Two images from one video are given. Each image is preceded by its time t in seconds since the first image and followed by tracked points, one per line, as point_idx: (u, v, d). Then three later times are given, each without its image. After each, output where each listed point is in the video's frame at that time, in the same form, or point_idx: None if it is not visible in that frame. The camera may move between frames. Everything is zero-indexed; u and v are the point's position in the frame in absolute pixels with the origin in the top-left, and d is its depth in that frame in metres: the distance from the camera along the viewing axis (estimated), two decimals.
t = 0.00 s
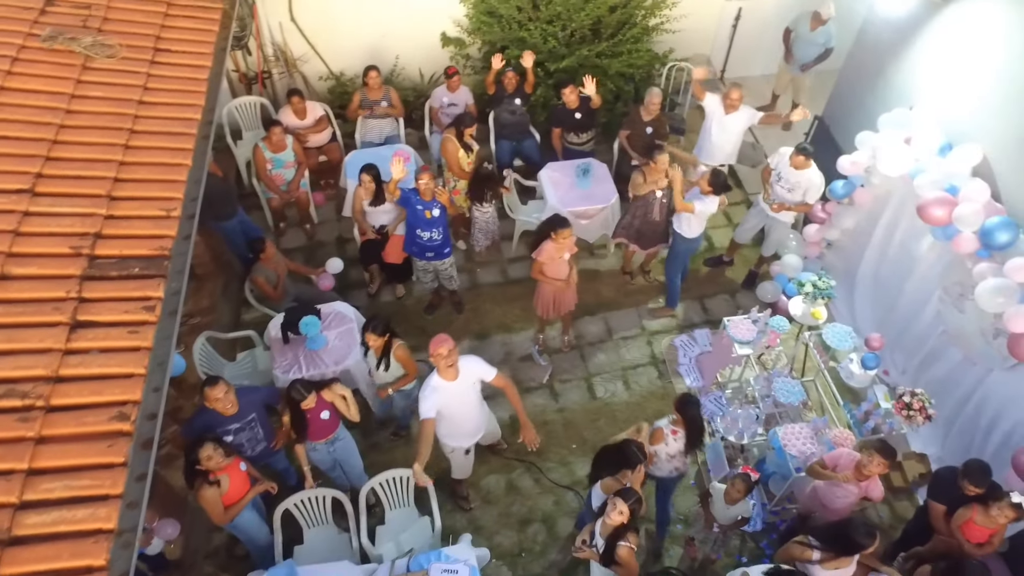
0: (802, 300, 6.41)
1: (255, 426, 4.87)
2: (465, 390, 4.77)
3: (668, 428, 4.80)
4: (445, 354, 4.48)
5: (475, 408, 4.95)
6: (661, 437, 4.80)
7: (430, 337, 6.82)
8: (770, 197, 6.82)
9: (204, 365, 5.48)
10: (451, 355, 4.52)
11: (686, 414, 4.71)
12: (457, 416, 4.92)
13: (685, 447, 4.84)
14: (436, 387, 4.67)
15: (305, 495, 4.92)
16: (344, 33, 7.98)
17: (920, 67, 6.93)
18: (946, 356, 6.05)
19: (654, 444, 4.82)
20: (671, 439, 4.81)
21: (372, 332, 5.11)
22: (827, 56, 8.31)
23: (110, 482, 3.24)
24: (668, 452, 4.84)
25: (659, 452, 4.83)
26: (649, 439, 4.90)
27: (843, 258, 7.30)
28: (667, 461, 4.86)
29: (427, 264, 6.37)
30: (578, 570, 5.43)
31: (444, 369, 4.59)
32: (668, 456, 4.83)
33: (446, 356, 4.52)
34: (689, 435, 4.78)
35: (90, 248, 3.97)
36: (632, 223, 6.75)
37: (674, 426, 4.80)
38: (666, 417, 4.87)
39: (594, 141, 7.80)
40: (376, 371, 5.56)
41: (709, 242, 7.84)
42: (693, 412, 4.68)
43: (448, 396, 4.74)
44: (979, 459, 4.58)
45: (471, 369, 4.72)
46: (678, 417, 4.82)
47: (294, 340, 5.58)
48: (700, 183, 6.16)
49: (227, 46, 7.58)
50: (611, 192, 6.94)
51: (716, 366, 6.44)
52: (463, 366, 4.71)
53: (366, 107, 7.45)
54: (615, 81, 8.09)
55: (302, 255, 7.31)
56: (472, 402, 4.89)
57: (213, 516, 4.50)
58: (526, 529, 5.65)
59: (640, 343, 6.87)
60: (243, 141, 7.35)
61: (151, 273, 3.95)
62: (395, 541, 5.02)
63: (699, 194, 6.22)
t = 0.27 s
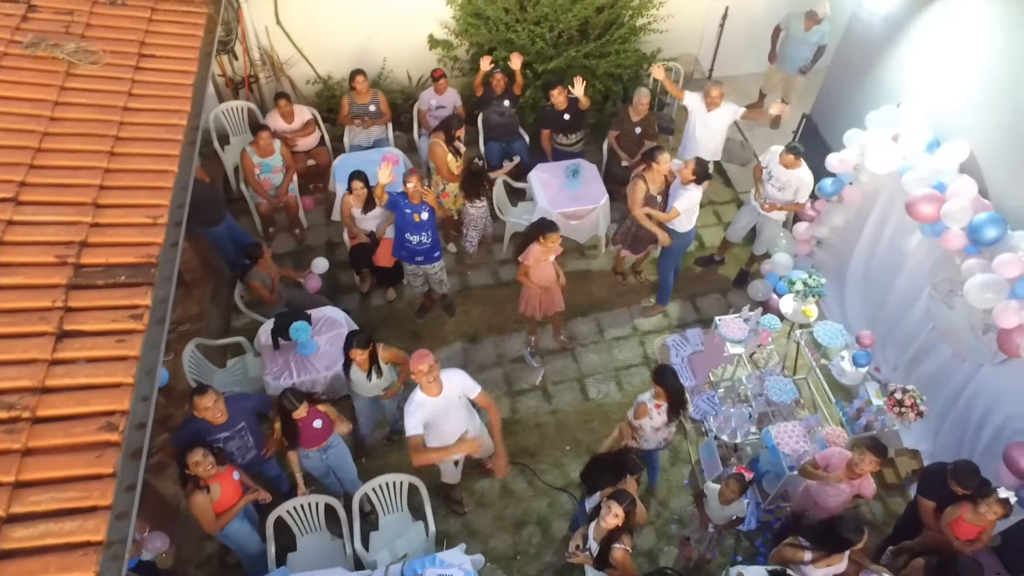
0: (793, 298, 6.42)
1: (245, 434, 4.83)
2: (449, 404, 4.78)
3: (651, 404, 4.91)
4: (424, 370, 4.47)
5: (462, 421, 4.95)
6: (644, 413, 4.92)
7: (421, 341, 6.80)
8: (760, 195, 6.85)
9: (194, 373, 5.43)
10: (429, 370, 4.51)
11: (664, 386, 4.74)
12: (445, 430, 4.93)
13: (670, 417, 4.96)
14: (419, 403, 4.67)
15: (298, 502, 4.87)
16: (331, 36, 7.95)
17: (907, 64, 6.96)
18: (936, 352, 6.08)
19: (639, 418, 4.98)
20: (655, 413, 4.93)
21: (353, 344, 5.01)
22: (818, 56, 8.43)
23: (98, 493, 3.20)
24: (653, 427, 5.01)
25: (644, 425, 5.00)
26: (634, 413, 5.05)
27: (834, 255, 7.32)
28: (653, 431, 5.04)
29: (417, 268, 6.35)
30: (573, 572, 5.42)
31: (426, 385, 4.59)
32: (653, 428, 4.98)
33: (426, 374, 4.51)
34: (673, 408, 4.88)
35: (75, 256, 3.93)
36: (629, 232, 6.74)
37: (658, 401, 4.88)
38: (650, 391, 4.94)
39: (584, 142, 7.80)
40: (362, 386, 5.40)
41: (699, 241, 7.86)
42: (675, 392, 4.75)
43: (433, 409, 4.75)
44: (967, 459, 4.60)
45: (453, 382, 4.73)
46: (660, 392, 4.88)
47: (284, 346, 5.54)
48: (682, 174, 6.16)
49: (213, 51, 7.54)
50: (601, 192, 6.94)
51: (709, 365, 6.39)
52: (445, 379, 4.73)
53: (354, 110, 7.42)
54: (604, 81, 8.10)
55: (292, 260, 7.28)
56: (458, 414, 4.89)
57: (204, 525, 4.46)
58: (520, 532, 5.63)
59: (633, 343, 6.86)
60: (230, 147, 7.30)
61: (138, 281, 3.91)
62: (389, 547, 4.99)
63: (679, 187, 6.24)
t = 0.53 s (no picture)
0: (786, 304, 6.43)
1: (236, 447, 4.79)
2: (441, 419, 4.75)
3: (635, 390, 5.11)
4: (419, 386, 4.45)
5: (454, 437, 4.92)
6: (630, 400, 5.11)
7: (414, 350, 6.78)
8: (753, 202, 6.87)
9: (185, 386, 5.38)
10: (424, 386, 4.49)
11: (641, 369, 4.90)
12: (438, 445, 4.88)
13: (653, 400, 5.16)
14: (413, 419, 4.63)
15: (291, 515, 4.82)
16: (322, 46, 7.95)
17: (894, 70, 7.01)
18: (929, 355, 6.09)
19: (625, 406, 5.17)
20: (639, 398, 5.13)
21: (336, 362, 4.98)
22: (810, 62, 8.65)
23: (86, 509, 3.16)
24: (640, 412, 5.20)
25: (631, 412, 5.18)
26: (620, 402, 5.23)
27: (825, 259, 7.34)
28: (640, 416, 5.24)
29: (409, 277, 6.33)
30: None
31: (419, 401, 4.56)
32: (639, 413, 5.18)
33: (420, 389, 4.48)
34: (653, 391, 5.07)
35: (64, 269, 3.90)
36: (637, 240, 6.64)
37: (639, 386, 5.07)
38: (631, 379, 5.13)
39: (575, 149, 7.81)
40: (343, 407, 5.33)
41: (691, 247, 7.87)
42: (653, 373, 4.93)
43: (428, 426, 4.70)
44: (961, 460, 4.60)
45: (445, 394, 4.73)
46: (639, 377, 5.05)
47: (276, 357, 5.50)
48: (661, 176, 6.08)
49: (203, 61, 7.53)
50: (592, 199, 6.95)
51: (703, 373, 6.21)
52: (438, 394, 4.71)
53: (345, 120, 7.42)
54: (594, 89, 8.12)
55: (284, 270, 7.26)
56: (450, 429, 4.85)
57: (197, 539, 4.42)
58: (515, 542, 5.60)
59: (626, 350, 6.86)
60: (221, 157, 7.28)
61: (127, 294, 3.87)
62: (383, 559, 4.96)
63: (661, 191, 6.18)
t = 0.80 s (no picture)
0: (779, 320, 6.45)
1: (227, 469, 4.75)
2: (437, 439, 4.69)
3: (621, 386, 5.07)
4: (418, 413, 4.36)
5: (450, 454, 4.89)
6: (618, 396, 5.07)
7: (408, 369, 6.76)
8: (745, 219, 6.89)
9: (177, 408, 5.33)
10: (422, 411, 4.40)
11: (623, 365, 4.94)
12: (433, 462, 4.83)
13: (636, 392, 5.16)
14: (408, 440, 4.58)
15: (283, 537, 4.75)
16: (315, 66, 8.00)
17: (883, 87, 7.08)
18: (922, 370, 6.09)
19: (614, 404, 5.12)
20: (626, 391, 5.10)
21: (314, 391, 4.80)
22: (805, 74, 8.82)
23: (73, 535, 3.11)
24: (628, 407, 5.16)
25: (619, 409, 5.16)
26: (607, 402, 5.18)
27: (818, 275, 7.36)
28: (628, 410, 5.20)
29: (401, 296, 6.33)
30: None
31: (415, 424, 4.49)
32: (628, 407, 5.15)
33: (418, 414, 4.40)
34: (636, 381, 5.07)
35: (53, 292, 3.88)
36: (638, 252, 6.58)
37: (624, 380, 5.05)
38: (613, 374, 5.11)
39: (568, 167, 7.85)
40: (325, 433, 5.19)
41: (684, 263, 7.89)
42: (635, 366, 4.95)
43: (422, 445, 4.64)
44: (966, 470, 4.65)
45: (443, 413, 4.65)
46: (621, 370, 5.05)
47: (269, 378, 5.46)
48: (652, 195, 6.11)
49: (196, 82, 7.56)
50: (585, 217, 6.97)
51: (697, 389, 6.32)
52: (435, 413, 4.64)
53: (338, 139, 7.45)
54: (586, 107, 8.18)
55: (277, 289, 7.25)
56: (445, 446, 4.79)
57: (189, 564, 4.37)
58: (510, 562, 5.55)
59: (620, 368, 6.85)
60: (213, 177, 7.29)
61: (117, 316, 3.85)
62: None
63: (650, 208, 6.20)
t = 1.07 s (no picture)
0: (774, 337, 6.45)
1: (220, 490, 4.71)
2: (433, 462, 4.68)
3: (602, 385, 5.15)
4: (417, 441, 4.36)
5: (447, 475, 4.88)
6: (599, 395, 5.17)
7: (403, 388, 6.73)
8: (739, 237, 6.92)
9: (170, 429, 5.30)
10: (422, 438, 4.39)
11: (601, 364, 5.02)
12: (428, 486, 4.83)
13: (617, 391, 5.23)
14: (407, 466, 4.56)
15: (277, 559, 4.69)
16: (311, 87, 8.06)
17: (874, 105, 7.14)
18: (917, 387, 6.09)
19: (597, 403, 5.22)
20: (607, 391, 5.18)
21: (304, 415, 4.76)
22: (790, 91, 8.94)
23: (62, 559, 3.06)
24: (609, 404, 5.28)
25: (601, 408, 5.26)
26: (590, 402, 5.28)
27: (812, 291, 7.38)
28: (610, 408, 5.29)
29: (395, 314, 6.31)
30: None
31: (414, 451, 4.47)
32: (609, 407, 5.24)
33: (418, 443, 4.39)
34: (616, 380, 5.13)
35: (45, 313, 3.87)
36: (634, 270, 6.62)
37: (603, 379, 5.13)
38: (592, 375, 5.19)
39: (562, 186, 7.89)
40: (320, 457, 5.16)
41: (679, 281, 7.91)
42: (612, 364, 5.01)
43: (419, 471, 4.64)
44: (975, 487, 4.63)
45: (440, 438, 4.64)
46: (599, 371, 5.13)
47: (263, 399, 5.44)
48: (646, 213, 6.14)
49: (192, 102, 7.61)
50: (580, 235, 6.99)
51: (692, 407, 6.35)
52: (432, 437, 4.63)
53: (333, 159, 7.49)
54: (580, 126, 8.24)
55: (271, 309, 7.24)
56: (441, 471, 4.79)
57: None
58: None
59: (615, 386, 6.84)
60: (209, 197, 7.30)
61: (109, 336, 3.84)
62: None
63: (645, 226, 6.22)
